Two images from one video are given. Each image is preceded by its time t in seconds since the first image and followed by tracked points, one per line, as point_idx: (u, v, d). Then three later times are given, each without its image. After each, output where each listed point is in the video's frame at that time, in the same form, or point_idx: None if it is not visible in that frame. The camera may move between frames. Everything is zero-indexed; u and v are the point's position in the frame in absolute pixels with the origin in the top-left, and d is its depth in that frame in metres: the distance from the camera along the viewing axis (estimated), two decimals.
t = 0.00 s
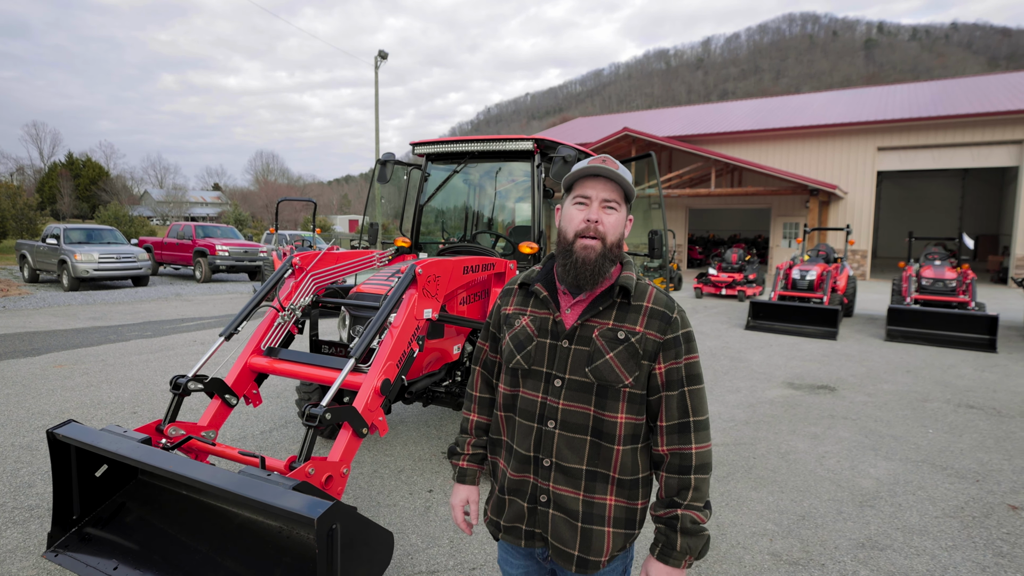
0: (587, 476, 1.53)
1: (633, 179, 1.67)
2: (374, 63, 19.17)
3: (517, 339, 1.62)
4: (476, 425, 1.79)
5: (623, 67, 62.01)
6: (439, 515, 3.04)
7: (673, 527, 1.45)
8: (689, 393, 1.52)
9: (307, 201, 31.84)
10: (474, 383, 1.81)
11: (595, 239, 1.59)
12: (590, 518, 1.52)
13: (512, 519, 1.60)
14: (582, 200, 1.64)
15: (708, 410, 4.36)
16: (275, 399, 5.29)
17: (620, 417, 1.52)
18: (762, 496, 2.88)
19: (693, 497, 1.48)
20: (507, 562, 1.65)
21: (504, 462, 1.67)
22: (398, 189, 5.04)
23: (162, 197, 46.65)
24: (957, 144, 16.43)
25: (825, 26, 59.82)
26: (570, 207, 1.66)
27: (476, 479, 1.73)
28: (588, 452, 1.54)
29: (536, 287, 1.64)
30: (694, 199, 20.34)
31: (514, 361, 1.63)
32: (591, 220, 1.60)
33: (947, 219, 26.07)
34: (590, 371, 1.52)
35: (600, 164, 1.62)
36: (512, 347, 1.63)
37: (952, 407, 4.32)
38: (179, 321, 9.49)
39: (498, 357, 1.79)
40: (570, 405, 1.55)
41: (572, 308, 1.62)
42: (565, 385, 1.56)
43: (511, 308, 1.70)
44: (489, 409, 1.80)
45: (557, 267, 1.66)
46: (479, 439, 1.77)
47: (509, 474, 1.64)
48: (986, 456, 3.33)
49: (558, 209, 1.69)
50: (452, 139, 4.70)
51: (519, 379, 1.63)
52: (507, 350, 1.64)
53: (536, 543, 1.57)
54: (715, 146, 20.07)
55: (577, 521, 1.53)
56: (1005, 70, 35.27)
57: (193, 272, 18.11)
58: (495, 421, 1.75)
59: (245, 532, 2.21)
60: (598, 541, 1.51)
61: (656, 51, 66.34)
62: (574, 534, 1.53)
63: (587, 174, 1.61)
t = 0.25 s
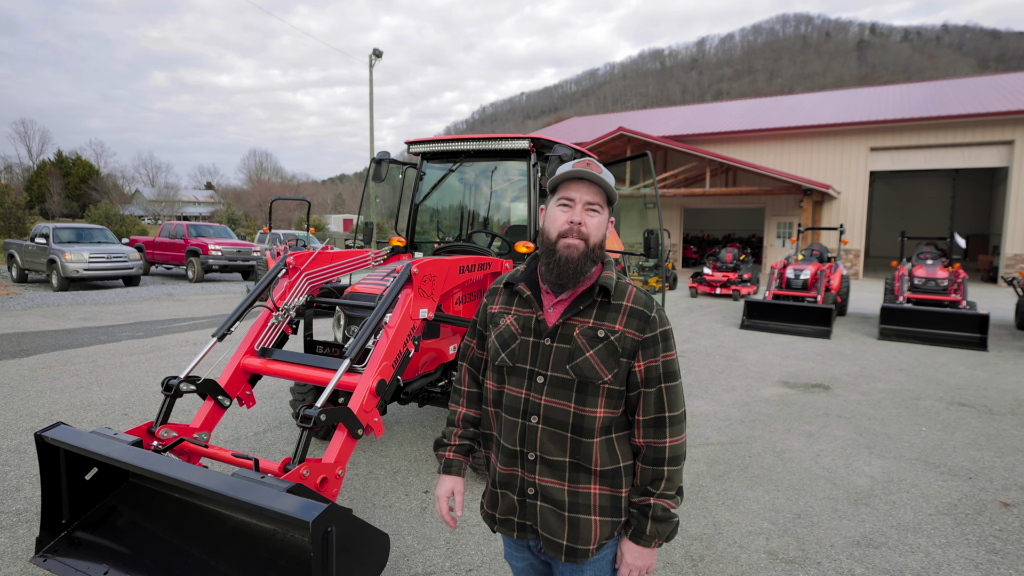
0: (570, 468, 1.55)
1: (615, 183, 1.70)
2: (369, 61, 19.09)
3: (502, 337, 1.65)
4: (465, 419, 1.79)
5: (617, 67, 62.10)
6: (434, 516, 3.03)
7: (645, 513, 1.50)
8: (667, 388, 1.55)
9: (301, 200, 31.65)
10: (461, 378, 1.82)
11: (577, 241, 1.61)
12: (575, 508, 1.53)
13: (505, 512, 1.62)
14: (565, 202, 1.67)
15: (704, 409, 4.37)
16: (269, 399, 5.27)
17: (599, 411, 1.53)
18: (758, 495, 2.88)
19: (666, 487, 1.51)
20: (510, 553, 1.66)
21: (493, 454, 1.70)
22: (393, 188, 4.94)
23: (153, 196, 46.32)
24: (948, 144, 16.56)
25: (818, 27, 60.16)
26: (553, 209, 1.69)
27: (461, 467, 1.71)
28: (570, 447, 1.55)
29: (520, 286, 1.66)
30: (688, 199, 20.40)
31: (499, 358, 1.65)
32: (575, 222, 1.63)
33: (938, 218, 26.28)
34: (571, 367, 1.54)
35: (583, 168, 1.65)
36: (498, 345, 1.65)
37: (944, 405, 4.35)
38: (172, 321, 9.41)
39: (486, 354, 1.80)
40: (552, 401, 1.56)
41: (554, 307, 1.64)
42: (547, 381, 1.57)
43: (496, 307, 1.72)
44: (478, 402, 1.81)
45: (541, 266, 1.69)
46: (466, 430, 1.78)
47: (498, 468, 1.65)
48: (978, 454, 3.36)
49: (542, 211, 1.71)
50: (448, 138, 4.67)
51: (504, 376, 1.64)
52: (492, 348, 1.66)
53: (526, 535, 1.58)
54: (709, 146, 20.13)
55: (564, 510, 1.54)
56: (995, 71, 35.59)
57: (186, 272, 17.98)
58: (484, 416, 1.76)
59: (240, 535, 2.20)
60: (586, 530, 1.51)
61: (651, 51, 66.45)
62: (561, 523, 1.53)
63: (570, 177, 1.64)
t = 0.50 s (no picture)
0: (564, 460, 1.54)
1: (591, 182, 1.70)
2: (361, 60, 19.01)
3: (491, 338, 1.65)
4: (458, 415, 1.80)
5: (610, 67, 62.23)
6: (428, 518, 3.01)
7: (642, 498, 1.50)
8: (655, 375, 1.55)
9: (293, 199, 31.49)
10: (453, 377, 1.82)
11: (558, 242, 1.61)
12: (570, 500, 1.53)
13: (501, 508, 1.61)
14: (543, 206, 1.66)
15: (697, 409, 4.37)
16: (262, 401, 5.23)
17: (590, 403, 1.53)
18: (752, 495, 2.89)
19: (660, 471, 1.51)
20: (505, 549, 1.64)
21: (486, 450, 1.69)
22: (386, 188, 4.83)
23: (144, 195, 45.96)
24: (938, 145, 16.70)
25: (809, 28, 60.55)
26: (532, 213, 1.68)
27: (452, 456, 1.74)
28: (563, 439, 1.55)
29: (505, 287, 1.66)
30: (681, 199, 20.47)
31: (489, 358, 1.64)
32: (555, 225, 1.62)
33: (928, 218, 26.53)
34: (561, 362, 1.54)
35: (557, 170, 1.64)
36: (487, 345, 1.65)
37: (936, 404, 4.38)
38: (163, 321, 9.33)
39: (475, 353, 1.80)
40: (544, 396, 1.56)
41: (540, 305, 1.63)
42: (538, 377, 1.57)
43: (483, 309, 1.71)
44: (470, 396, 1.82)
45: (524, 268, 1.68)
46: (453, 420, 1.79)
47: (492, 465, 1.64)
48: (970, 452, 3.38)
49: (521, 215, 1.70)
50: (442, 137, 4.65)
51: (495, 375, 1.64)
52: (482, 348, 1.66)
53: (523, 529, 1.57)
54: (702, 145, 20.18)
55: (559, 502, 1.53)
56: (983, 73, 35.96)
57: (177, 272, 17.83)
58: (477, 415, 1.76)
59: (232, 537, 2.18)
60: (582, 519, 1.51)
61: (643, 51, 66.60)
62: (556, 514, 1.53)
63: (545, 181, 1.63)
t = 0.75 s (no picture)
0: (557, 455, 1.53)
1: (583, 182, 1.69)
2: (355, 59, 18.93)
3: (484, 334, 1.64)
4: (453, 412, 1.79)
5: (604, 66, 62.31)
6: (423, 519, 3.00)
7: (634, 491, 1.48)
8: (646, 369, 1.54)
9: (286, 198, 31.32)
10: (448, 373, 1.82)
11: (550, 239, 1.59)
12: (563, 495, 1.52)
13: (494, 504, 1.60)
14: (536, 203, 1.65)
15: (693, 408, 4.38)
16: (255, 401, 5.20)
17: (583, 397, 1.52)
18: (748, 494, 2.89)
19: (652, 465, 1.49)
20: (499, 548, 1.64)
21: (480, 447, 1.68)
22: (379, 188, 4.79)
23: (135, 194, 45.57)
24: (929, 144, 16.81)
25: (802, 28, 60.87)
26: (525, 210, 1.67)
27: (430, 434, 1.76)
28: (556, 433, 1.54)
29: (497, 283, 1.65)
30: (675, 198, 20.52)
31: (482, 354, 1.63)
32: (546, 222, 1.61)
33: (919, 218, 26.73)
34: (552, 357, 1.53)
35: (551, 167, 1.62)
36: (481, 342, 1.65)
37: (929, 402, 4.41)
38: (154, 321, 9.26)
39: (467, 348, 1.79)
40: (536, 390, 1.55)
41: (532, 301, 1.62)
42: (531, 372, 1.56)
43: (477, 306, 1.71)
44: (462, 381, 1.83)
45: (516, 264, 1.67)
46: (436, 402, 1.81)
47: (486, 462, 1.63)
48: (963, 451, 3.40)
49: (514, 212, 1.69)
50: (436, 136, 4.62)
51: (487, 371, 1.63)
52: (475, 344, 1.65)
53: (517, 526, 1.56)
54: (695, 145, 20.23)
55: (553, 498, 1.52)
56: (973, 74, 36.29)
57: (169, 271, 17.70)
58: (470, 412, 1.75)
59: (225, 539, 2.16)
60: (575, 515, 1.51)
61: (637, 51, 66.72)
62: (550, 510, 1.52)
63: (538, 179, 1.62)
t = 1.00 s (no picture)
0: (551, 452, 1.52)
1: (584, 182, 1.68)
2: (348, 57, 18.85)
3: (481, 330, 1.63)
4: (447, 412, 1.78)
5: (598, 66, 62.36)
6: (419, 520, 2.98)
7: (622, 491, 1.48)
8: (640, 369, 1.53)
9: (279, 197, 31.14)
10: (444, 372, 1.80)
11: (548, 238, 1.58)
12: (556, 493, 1.51)
13: (487, 502, 1.59)
14: (536, 201, 1.64)
15: (688, 407, 4.38)
16: (248, 401, 5.16)
17: (577, 395, 1.51)
18: (743, 493, 2.89)
19: (641, 464, 1.49)
20: (492, 546, 1.63)
21: (473, 444, 1.67)
22: (373, 186, 4.77)
23: (125, 193, 45.17)
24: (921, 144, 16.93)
25: (794, 28, 61.16)
26: (525, 208, 1.66)
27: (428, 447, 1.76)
28: (551, 430, 1.53)
29: (495, 281, 1.64)
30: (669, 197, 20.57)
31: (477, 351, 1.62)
32: (546, 221, 1.60)
33: (910, 217, 26.92)
34: (548, 353, 1.52)
35: (553, 167, 1.62)
36: (477, 338, 1.64)
37: (923, 401, 4.43)
38: (146, 321, 9.18)
39: (464, 347, 1.77)
40: (531, 387, 1.54)
41: (529, 299, 1.62)
42: (526, 369, 1.55)
43: (474, 304, 1.70)
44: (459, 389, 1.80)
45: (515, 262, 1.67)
46: (431, 415, 1.80)
47: (479, 459, 1.62)
48: (957, 449, 3.42)
49: (514, 210, 1.68)
50: (430, 134, 4.60)
51: (482, 368, 1.62)
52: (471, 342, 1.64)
53: (510, 523, 1.55)
54: (689, 144, 20.27)
55: (545, 495, 1.51)
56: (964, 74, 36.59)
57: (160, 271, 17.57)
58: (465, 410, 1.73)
59: (219, 541, 2.14)
60: (567, 512, 1.49)
61: (631, 50, 66.83)
62: (543, 508, 1.51)
63: (539, 178, 1.61)
